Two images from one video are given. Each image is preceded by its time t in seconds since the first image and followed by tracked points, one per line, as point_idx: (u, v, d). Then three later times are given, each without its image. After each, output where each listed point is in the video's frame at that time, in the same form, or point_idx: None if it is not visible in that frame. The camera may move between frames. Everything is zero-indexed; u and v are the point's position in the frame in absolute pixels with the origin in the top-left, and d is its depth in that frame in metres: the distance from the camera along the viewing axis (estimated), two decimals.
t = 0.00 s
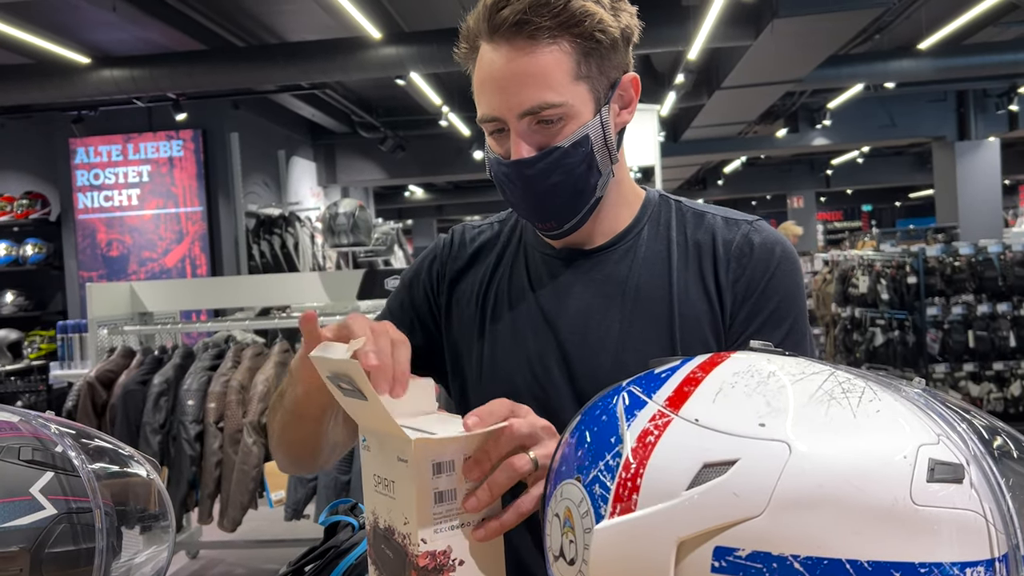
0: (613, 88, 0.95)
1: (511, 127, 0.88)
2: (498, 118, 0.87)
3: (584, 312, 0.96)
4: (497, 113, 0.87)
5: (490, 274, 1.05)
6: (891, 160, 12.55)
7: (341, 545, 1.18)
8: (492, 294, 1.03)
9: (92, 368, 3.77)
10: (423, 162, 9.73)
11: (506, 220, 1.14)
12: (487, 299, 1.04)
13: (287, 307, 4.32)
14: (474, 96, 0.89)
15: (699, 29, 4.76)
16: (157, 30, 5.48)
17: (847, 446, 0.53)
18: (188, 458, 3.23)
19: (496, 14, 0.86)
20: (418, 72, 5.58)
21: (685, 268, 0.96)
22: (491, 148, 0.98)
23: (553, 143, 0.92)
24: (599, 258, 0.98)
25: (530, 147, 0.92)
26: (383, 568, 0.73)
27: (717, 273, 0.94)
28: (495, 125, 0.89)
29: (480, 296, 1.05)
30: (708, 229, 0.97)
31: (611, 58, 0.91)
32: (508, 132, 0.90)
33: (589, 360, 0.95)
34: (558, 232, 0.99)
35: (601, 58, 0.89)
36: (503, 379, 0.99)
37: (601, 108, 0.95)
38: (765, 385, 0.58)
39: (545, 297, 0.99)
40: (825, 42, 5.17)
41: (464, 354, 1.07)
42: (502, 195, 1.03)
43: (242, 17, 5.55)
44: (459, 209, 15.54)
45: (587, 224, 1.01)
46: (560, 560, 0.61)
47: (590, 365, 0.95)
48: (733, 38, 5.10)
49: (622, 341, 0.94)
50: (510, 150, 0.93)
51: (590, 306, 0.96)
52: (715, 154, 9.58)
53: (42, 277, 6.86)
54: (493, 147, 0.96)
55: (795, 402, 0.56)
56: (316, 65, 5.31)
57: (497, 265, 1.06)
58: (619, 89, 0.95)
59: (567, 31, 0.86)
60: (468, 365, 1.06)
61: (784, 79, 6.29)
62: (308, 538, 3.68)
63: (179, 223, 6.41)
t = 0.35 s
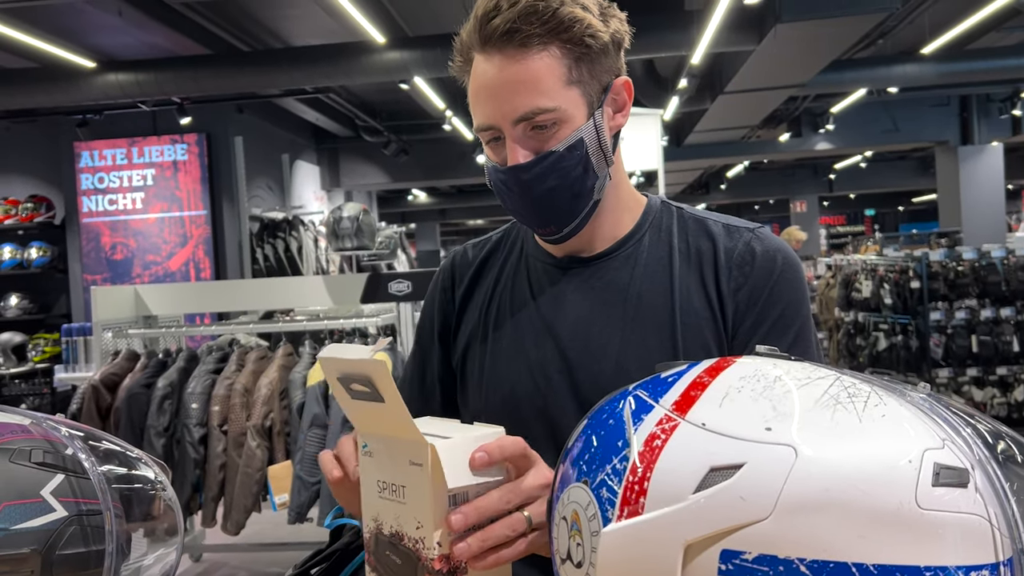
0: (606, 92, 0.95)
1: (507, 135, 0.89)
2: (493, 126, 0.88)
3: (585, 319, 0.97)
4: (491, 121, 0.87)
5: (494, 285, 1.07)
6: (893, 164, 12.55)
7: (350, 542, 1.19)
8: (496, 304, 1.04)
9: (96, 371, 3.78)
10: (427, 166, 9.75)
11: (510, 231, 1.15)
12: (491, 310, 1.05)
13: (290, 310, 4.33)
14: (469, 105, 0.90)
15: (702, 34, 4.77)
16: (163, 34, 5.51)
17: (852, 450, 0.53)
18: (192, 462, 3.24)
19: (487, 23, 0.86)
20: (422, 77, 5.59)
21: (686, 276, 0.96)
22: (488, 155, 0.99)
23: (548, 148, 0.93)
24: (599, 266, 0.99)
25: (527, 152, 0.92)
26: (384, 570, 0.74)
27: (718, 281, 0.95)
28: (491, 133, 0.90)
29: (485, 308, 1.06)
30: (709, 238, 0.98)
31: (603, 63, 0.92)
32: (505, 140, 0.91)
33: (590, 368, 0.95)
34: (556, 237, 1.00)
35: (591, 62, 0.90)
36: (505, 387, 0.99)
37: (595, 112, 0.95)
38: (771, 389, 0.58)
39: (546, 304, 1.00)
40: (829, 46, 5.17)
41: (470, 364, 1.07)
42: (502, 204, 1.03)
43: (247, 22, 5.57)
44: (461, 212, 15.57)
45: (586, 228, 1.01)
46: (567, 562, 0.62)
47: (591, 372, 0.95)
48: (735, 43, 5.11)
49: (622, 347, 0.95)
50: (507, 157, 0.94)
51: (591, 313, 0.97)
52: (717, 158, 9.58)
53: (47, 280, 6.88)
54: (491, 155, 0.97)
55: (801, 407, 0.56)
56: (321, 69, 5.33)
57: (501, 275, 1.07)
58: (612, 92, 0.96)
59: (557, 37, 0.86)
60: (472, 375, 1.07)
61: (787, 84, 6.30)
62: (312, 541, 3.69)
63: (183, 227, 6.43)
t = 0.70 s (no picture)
0: (619, 95, 0.96)
1: (523, 133, 0.90)
2: (510, 124, 0.89)
3: (591, 321, 0.97)
4: (508, 119, 0.88)
5: (508, 282, 1.07)
6: (895, 171, 12.56)
7: (351, 547, 1.20)
8: (507, 301, 1.05)
9: (99, 374, 3.78)
10: (429, 172, 9.77)
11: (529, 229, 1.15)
12: (502, 306, 1.06)
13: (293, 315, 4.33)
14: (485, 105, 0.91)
15: (704, 41, 4.79)
16: (167, 39, 5.54)
17: (856, 452, 0.53)
18: (194, 465, 3.24)
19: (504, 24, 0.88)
20: (425, 82, 5.62)
21: (694, 284, 0.96)
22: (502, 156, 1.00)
23: (562, 145, 0.93)
24: (609, 268, 0.99)
25: (542, 149, 0.93)
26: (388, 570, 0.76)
27: (724, 293, 0.95)
28: (507, 133, 0.91)
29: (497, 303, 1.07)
30: (719, 249, 0.97)
31: (616, 65, 0.93)
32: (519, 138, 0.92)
33: (595, 369, 0.95)
34: (571, 235, 1.00)
35: (605, 64, 0.91)
36: (514, 384, 1.00)
37: (609, 113, 0.95)
38: (775, 391, 0.58)
39: (556, 305, 1.00)
40: (831, 52, 5.18)
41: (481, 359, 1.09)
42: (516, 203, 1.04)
43: (251, 27, 5.60)
44: (463, 218, 15.60)
45: (599, 230, 1.01)
46: (571, 563, 0.62)
47: (596, 373, 0.95)
48: (738, 49, 5.14)
49: (627, 350, 0.95)
50: (522, 156, 0.95)
51: (598, 317, 0.97)
52: (719, 165, 9.60)
53: (49, 284, 6.89)
54: (505, 155, 0.98)
55: (804, 408, 0.57)
56: (325, 74, 5.35)
57: (515, 272, 1.08)
58: (624, 96, 0.96)
59: (572, 39, 0.87)
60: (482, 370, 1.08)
61: (789, 90, 6.31)
62: (312, 546, 3.68)
63: (186, 231, 6.44)
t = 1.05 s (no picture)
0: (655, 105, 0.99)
1: (567, 124, 0.90)
2: (557, 112, 0.89)
3: (597, 334, 0.97)
4: (554, 108, 0.88)
5: (510, 289, 1.06)
6: (895, 177, 12.57)
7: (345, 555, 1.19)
8: (511, 308, 1.04)
9: (97, 378, 3.77)
10: (430, 177, 9.78)
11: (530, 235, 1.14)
12: (505, 314, 1.05)
13: (292, 319, 4.33)
14: (529, 90, 0.89)
15: (704, 47, 4.79)
16: (168, 43, 5.54)
17: (845, 467, 0.53)
18: (191, 470, 3.24)
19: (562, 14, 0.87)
20: (425, 87, 5.63)
21: (700, 298, 0.96)
22: (530, 148, 0.99)
23: (605, 144, 0.94)
24: (617, 280, 0.99)
25: (583, 145, 0.93)
26: (385, 571, 0.74)
27: (729, 310, 0.94)
28: (548, 122, 0.91)
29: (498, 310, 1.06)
30: (725, 265, 0.97)
31: (658, 76, 0.95)
32: (559, 129, 0.92)
33: (601, 381, 0.95)
34: (596, 238, 0.99)
35: (651, 70, 0.93)
36: (516, 392, 0.99)
37: (648, 121, 0.99)
38: (764, 405, 0.58)
39: (562, 315, 0.99)
40: (831, 60, 5.18)
41: (481, 367, 1.07)
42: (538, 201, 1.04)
43: (252, 32, 5.62)
44: (463, 223, 15.61)
45: (614, 240, 1.00)
46: None
47: (601, 385, 0.95)
48: (738, 56, 5.13)
49: (633, 362, 0.95)
50: (559, 148, 0.94)
51: (605, 329, 0.97)
52: (719, 171, 9.61)
53: (49, 287, 6.90)
54: (536, 146, 0.96)
55: (794, 422, 0.57)
56: (325, 79, 5.36)
57: (517, 279, 1.07)
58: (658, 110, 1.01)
59: (628, 39, 0.88)
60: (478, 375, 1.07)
61: (789, 97, 6.32)
62: (309, 551, 3.67)
63: (186, 235, 6.44)
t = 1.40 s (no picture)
0: (653, 130, 0.96)
1: (551, 148, 0.88)
2: (542, 135, 0.86)
3: (591, 341, 0.96)
4: (540, 129, 0.86)
5: (504, 293, 1.06)
6: (893, 185, 12.59)
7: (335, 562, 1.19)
8: (506, 312, 1.04)
9: (92, 383, 3.76)
10: (428, 181, 9.78)
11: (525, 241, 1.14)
12: (500, 317, 1.05)
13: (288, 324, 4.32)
14: (520, 106, 0.87)
15: (702, 54, 4.80)
16: (166, 47, 5.55)
17: (830, 484, 0.53)
18: (185, 475, 3.23)
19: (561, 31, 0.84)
20: (423, 93, 5.63)
21: (692, 307, 0.96)
22: (522, 158, 0.97)
23: (589, 172, 0.92)
24: (610, 288, 0.98)
25: (567, 170, 0.91)
26: None
27: (720, 318, 0.94)
28: (534, 141, 0.88)
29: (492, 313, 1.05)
30: (717, 274, 0.97)
31: (658, 101, 0.93)
32: (546, 151, 0.90)
33: (592, 389, 0.95)
34: (572, 256, 1.00)
35: (649, 98, 0.90)
36: (508, 398, 0.99)
37: (639, 147, 0.96)
38: (748, 420, 0.58)
39: (555, 321, 0.99)
40: (828, 67, 5.19)
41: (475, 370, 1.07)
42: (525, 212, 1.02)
43: (251, 36, 5.62)
44: (462, 227, 15.62)
45: (605, 251, 1.00)
46: None
47: (591, 393, 0.95)
48: (735, 64, 5.15)
49: (623, 372, 0.94)
50: (544, 168, 0.92)
51: (599, 335, 0.96)
52: (716, 178, 9.63)
53: (46, 289, 6.89)
54: (526, 160, 0.94)
55: (778, 437, 0.56)
56: (323, 84, 5.36)
57: (512, 283, 1.06)
58: (656, 132, 0.97)
59: (625, 66, 0.86)
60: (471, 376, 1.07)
61: (787, 104, 6.33)
62: (303, 557, 3.66)
63: (183, 238, 6.44)
